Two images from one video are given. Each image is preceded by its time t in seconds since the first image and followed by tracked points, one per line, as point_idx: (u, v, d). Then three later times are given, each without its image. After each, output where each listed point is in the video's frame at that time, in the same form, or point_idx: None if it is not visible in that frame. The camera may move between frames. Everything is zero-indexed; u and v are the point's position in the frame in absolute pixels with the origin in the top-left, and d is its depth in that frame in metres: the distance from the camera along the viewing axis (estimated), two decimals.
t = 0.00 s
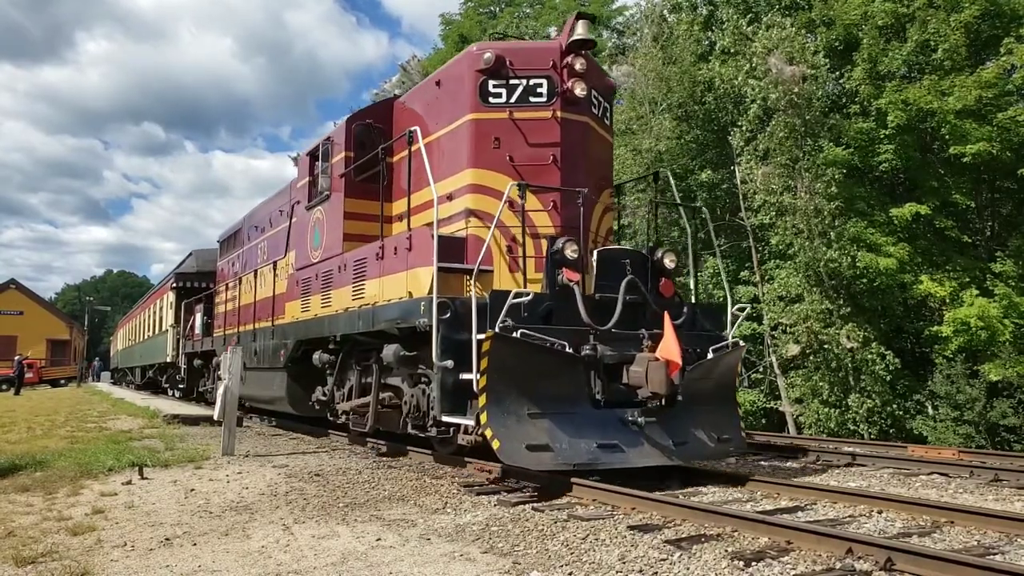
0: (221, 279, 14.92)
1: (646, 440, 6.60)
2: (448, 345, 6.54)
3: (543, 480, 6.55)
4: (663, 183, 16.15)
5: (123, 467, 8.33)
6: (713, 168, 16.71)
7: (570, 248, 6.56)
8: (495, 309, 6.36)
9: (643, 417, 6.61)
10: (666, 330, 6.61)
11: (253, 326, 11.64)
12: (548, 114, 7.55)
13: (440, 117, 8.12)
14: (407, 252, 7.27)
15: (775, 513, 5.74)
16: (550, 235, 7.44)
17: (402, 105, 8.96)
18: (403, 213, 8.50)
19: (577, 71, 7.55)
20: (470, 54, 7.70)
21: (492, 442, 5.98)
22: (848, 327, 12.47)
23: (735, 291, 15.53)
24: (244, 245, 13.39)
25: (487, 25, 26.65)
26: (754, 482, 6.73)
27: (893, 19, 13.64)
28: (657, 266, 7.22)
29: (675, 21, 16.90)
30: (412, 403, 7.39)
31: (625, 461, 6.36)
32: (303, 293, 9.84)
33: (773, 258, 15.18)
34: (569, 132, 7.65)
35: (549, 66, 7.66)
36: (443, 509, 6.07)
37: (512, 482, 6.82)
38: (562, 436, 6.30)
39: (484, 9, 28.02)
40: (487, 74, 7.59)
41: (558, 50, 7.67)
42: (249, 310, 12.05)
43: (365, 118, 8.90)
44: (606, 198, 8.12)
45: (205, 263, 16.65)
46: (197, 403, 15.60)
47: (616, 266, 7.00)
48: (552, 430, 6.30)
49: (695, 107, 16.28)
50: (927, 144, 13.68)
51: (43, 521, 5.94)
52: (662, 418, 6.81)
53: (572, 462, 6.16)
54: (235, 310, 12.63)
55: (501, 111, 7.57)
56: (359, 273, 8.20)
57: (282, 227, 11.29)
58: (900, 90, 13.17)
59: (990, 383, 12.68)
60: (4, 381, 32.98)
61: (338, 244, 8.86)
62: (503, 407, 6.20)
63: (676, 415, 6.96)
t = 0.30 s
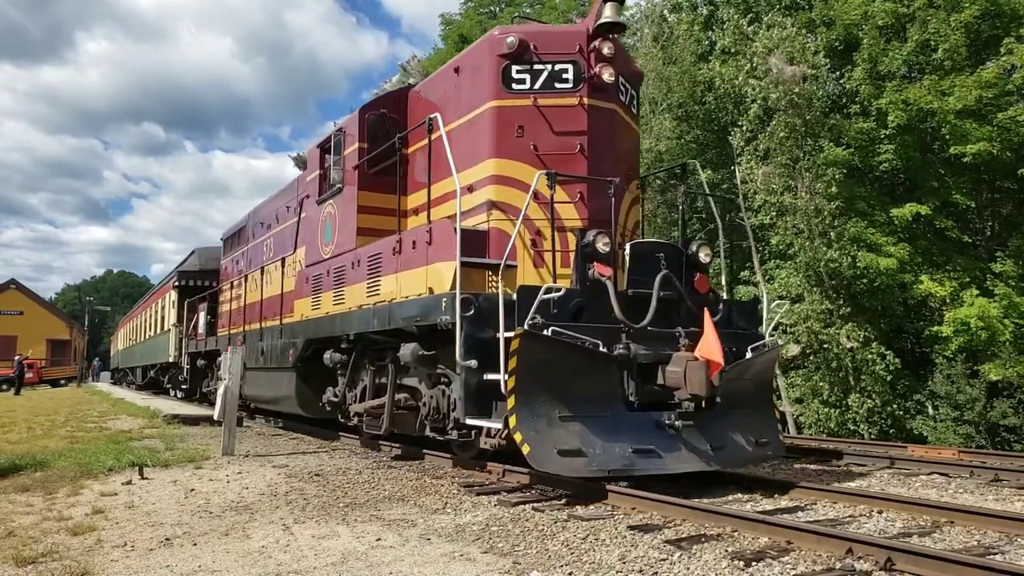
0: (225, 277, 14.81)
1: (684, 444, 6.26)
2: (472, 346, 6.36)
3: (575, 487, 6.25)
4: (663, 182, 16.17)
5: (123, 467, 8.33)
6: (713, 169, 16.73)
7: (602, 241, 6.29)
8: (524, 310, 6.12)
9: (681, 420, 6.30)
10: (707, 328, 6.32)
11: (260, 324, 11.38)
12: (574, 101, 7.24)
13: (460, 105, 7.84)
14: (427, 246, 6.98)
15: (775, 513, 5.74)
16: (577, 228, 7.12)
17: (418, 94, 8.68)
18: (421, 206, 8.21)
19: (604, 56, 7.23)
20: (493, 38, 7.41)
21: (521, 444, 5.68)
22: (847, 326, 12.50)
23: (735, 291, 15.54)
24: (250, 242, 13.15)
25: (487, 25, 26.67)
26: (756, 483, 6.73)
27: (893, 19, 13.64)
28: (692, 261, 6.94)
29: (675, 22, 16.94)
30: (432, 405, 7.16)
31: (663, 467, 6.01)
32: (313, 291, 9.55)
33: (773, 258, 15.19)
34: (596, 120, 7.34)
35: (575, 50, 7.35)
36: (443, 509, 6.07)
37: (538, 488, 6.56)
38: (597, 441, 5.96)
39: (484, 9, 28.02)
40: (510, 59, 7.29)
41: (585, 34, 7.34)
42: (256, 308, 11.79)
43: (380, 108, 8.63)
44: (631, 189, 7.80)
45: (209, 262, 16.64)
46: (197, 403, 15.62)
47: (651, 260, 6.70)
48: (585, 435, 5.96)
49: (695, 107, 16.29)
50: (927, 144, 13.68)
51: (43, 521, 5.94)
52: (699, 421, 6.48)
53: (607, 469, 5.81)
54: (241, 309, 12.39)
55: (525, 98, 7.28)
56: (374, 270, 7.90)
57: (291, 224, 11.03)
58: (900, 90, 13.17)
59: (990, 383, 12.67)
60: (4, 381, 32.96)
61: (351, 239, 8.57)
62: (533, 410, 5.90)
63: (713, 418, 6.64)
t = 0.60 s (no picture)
0: (229, 275, 14.45)
1: (726, 449, 5.93)
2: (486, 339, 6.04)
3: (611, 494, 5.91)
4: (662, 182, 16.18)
5: (123, 467, 8.33)
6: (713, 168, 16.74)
7: (637, 232, 5.96)
8: (558, 306, 5.83)
9: (723, 425, 5.97)
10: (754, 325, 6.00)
11: (268, 323, 10.99)
12: (604, 86, 6.83)
13: (483, 91, 7.46)
14: (449, 239, 6.61)
15: (774, 513, 5.75)
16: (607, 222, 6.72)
17: (435, 82, 8.29)
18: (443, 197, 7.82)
19: (636, 39, 6.82)
20: (517, 20, 6.99)
21: (556, 448, 5.30)
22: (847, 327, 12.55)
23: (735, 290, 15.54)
24: (256, 238, 12.77)
25: (487, 25, 26.68)
26: (758, 485, 6.72)
27: (893, 20, 13.66)
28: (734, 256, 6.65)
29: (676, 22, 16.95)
30: (452, 406, 6.79)
31: (705, 474, 5.65)
32: (325, 288, 9.14)
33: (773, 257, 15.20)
34: (627, 107, 6.92)
35: (604, 33, 6.93)
36: (443, 509, 6.07)
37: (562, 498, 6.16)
38: (635, 446, 5.58)
39: (484, 9, 27.99)
40: (536, 42, 6.89)
41: (615, 16, 6.92)
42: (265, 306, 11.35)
43: (395, 96, 8.32)
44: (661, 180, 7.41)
45: (210, 260, 16.32)
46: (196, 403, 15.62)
47: (690, 254, 6.41)
48: (623, 440, 5.58)
49: (695, 107, 16.30)
50: (928, 144, 13.68)
51: (43, 521, 5.94)
52: (739, 425, 6.18)
53: (649, 475, 5.43)
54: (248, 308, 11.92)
55: (552, 84, 6.88)
56: (392, 266, 7.51)
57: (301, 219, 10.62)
58: (900, 90, 13.16)
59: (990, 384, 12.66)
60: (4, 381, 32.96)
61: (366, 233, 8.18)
62: (567, 412, 5.52)
63: (755, 423, 6.32)
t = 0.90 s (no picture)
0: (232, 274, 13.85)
1: (779, 455, 5.50)
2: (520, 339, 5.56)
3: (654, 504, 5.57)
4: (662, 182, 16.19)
5: (123, 467, 8.33)
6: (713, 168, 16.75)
7: (682, 223, 5.61)
8: (597, 299, 5.44)
9: (775, 429, 5.53)
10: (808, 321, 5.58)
11: (274, 321, 10.43)
12: (639, 69, 6.48)
13: (510, 76, 7.07)
14: (477, 230, 6.18)
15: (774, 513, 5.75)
16: (645, 213, 6.31)
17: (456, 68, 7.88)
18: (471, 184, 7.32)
19: (673, 19, 6.47)
20: None
21: (598, 453, 4.95)
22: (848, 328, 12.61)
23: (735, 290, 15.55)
24: (258, 234, 12.20)
25: (487, 25, 26.71)
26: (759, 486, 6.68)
27: (893, 20, 13.67)
28: (779, 247, 6.23)
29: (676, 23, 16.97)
30: (478, 408, 6.34)
31: (758, 481, 5.25)
32: (337, 283, 8.58)
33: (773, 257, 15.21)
34: (664, 91, 6.56)
35: (639, 14, 6.58)
36: (443, 509, 6.07)
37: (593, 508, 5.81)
38: (682, 451, 5.21)
39: (484, 9, 27.99)
40: (568, 23, 6.53)
41: None
42: (269, 304, 10.69)
43: (415, 83, 7.87)
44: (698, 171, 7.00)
45: (215, 257, 15.44)
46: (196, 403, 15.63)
47: (735, 246, 5.98)
48: (669, 445, 5.21)
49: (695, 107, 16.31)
50: (928, 144, 13.65)
51: (43, 521, 5.94)
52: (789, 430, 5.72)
53: (699, 482, 5.05)
54: (251, 305, 11.24)
55: (585, 67, 6.52)
56: (413, 260, 7.01)
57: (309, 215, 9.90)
58: (900, 90, 13.16)
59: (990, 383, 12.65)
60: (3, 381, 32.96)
61: (384, 225, 7.70)
62: (609, 415, 5.17)
63: (803, 427, 5.85)
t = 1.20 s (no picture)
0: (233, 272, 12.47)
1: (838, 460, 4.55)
2: (512, 334, 4.59)
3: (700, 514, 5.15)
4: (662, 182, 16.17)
5: (124, 466, 8.29)
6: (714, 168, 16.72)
7: (732, 206, 4.59)
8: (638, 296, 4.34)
9: (837, 433, 4.59)
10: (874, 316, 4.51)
11: (260, 329, 9.10)
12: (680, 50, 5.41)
13: (527, 52, 5.91)
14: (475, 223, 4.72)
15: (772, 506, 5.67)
16: (687, 202, 5.34)
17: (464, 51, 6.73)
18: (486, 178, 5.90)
19: None
20: None
21: (648, 460, 4.01)
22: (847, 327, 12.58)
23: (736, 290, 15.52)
24: (257, 234, 11.01)
25: (488, 26, 26.67)
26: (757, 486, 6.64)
27: (894, 20, 13.61)
28: (831, 239, 5.06)
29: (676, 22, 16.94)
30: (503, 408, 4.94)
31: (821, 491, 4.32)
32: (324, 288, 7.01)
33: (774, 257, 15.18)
34: (708, 74, 5.50)
35: None
36: (443, 509, 6.03)
37: (593, 510, 5.56)
38: (738, 458, 4.27)
39: (484, 9, 27.94)
40: None
41: None
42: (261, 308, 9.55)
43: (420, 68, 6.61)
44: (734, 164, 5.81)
45: (219, 254, 14.88)
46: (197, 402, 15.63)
47: (787, 232, 4.83)
48: (726, 450, 4.25)
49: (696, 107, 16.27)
50: (927, 144, 13.52)
51: (43, 521, 5.90)
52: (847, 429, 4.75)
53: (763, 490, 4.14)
54: (250, 310, 10.04)
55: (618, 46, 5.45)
56: (387, 265, 5.62)
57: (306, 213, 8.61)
58: (900, 90, 13.10)
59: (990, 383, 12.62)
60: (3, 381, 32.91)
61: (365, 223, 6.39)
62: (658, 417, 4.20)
63: (860, 428, 4.86)
